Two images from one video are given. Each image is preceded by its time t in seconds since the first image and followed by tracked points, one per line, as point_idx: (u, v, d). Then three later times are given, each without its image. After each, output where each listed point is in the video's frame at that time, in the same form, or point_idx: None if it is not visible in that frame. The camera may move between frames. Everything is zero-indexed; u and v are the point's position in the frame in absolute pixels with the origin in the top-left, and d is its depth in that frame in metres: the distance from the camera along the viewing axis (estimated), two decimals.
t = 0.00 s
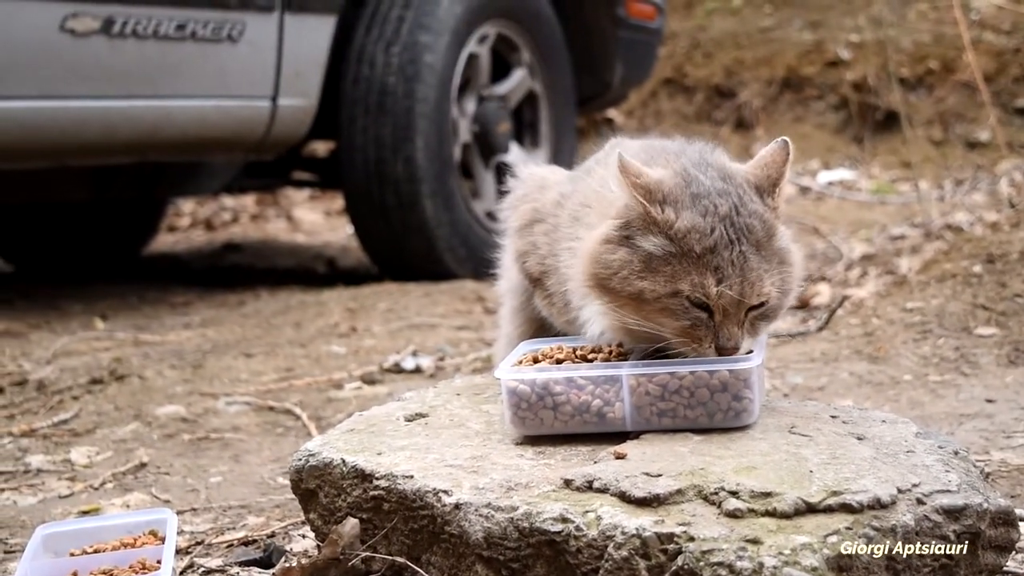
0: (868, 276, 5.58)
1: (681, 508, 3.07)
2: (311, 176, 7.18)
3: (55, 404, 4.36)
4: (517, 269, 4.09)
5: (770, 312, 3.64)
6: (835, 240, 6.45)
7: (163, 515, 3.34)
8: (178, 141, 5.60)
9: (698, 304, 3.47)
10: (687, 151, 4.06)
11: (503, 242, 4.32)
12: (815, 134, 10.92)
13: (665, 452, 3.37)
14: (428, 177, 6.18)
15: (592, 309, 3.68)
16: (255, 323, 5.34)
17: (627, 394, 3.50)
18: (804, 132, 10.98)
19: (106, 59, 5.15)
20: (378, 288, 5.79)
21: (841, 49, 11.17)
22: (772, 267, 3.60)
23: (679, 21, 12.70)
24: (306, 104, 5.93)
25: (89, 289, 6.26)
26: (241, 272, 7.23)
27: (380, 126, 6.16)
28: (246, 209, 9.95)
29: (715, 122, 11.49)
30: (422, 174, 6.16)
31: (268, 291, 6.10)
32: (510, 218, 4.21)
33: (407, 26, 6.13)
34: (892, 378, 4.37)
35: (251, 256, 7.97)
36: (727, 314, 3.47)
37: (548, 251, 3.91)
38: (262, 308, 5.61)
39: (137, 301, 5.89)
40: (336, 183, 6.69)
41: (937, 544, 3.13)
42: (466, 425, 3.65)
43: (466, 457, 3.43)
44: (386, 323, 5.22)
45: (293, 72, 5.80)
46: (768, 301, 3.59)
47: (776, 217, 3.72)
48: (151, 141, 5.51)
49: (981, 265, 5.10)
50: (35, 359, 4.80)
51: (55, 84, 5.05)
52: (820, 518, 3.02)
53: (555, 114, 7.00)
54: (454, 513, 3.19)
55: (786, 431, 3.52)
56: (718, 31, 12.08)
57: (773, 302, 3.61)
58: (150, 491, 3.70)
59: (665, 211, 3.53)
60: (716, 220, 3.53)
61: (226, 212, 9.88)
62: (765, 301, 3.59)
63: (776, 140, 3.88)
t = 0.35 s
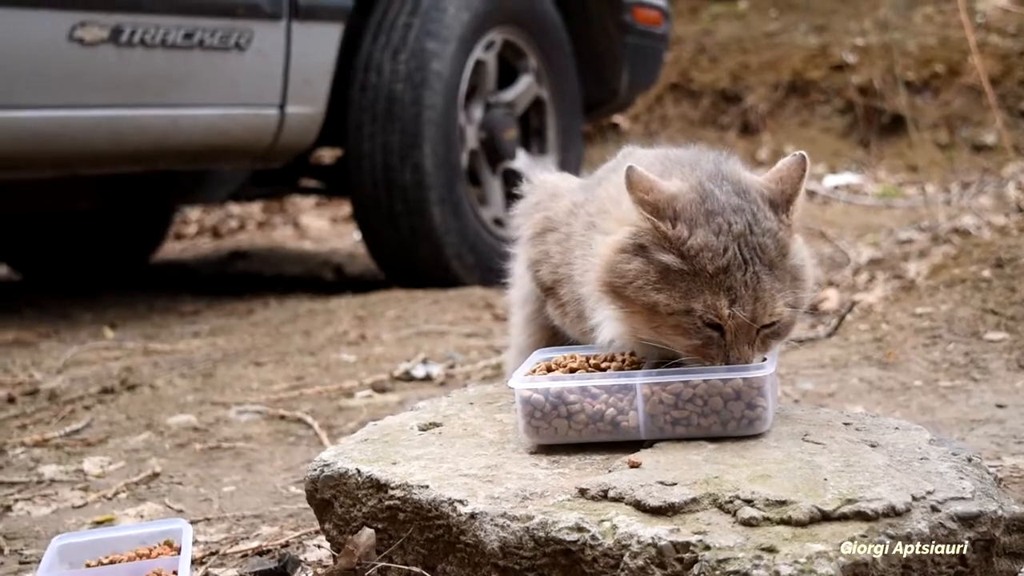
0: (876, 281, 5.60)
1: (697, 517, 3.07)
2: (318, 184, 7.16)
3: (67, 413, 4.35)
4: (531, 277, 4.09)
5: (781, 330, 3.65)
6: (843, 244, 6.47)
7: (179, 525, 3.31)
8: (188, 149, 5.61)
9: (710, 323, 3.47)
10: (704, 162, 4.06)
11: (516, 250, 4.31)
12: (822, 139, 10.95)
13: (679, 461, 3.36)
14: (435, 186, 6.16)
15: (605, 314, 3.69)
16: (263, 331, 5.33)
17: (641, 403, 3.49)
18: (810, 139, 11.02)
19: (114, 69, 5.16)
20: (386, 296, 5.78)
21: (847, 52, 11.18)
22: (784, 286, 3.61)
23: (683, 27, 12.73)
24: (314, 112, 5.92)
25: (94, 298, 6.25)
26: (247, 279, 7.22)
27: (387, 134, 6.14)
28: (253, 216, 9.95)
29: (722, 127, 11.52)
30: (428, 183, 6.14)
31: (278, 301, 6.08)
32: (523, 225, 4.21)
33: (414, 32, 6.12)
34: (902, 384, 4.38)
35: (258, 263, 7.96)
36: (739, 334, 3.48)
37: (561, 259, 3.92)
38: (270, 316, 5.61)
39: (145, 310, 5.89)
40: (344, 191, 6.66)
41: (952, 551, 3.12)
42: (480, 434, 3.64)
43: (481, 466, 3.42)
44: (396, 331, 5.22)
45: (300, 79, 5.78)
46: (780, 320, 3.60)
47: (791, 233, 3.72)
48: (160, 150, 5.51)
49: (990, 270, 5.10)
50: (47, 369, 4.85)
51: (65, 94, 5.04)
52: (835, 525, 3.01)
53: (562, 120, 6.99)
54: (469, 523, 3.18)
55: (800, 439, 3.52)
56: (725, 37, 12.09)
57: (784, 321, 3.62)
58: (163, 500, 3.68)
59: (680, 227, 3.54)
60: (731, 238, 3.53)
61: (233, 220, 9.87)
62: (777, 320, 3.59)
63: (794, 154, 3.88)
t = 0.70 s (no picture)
0: (887, 295, 5.62)
1: (717, 532, 3.03)
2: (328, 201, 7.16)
3: (80, 430, 4.33)
4: (549, 293, 4.09)
5: (795, 343, 3.60)
6: (853, 260, 6.47)
7: (195, 540, 3.27)
8: (201, 165, 5.61)
9: (719, 331, 3.45)
10: (715, 182, 4.07)
11: (534, 267, 4.31)
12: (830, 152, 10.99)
13: (698, 476, 3.32)
14: (446, 202, 6.15)
15: (619, 331, 3.69)
16: (273, 347, 5.31)
17: (658, 418, 3.47)
18: (818, 154, 11.02)
19: (126, 86, 5.16)
20: (397, 311, 5.76)
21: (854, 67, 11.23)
22: (796, 297, 3.57)
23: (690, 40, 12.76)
24: (326, 127, 5.91)
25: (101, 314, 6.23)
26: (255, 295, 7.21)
27: (397, 150, 6.13)
28: (261, 232, 9.94)
29: (729, 142, 11.56)
30: (440, 199, 6.13)
31: (289, 315, 6.05)
32: (541, 242, 4.21)
33: (425, 49, 6.13)
34: (917, 399, 4.38)
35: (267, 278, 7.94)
36: (750, 344, 3.44)
37: (578, 273, 3.92)
38: (280, 332, 5.58)
39: (156, 326, 5.86)
40: (354, 208, 6.64)
41: (971, 566, 3.08)
42: (497, 449, 3.63)
43: (499, 481, 3.38)
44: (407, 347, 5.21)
45: (312, 95, 5.78)
46: (793, 331, 3.56)
47: (801, 248, 3.70)
48: (172, 166, 5.51)
49: (1002, 285, 5.10)
50: (58, 386, 4.81)
51: (78, 111, 5.05)
52: (855, 540, 2.97)
53: (571, 137, 7.00)
54: (488, 538, 3.12)
55: (817, 454, 3.49)
56: (732, 52, 12.07)
57: (797, 333, 3.58)
58: (178, 516, 3.66)
59: (685, 238, 3.54)
60: (737, 248, 3.53)
61: (240, 235, 9.85)
62: (791, 331, 3.55)
63: (805, 173, 3.88)
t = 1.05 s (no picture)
0: (882, 301, 5.64)
1: (715, 535, 3.01)
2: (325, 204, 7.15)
3: (76, 431, 4.30)
4: (549, 296, 4.09)
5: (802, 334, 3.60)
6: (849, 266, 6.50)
7: (192, 541, 3.24)
8: (199, 167, 5.58)
9: (730, 320, 3.43)
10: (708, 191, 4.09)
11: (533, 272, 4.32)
12: (826, 159, 11.03)
13: (696, 480, 3.31)
14: (441, 204, 6.15)
15: (620, 338, 3.67)
16: (268, 349, 5.29)
17: (657, 421, 3.44)
18: (815, 160, 11.07)
19: (123, 88, 5.14)
20: (394, 315, 5.74)
21: (851, 75, 11.30)
22: (801, 288, 3.58)
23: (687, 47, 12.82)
24: (322, 130, 5.89)
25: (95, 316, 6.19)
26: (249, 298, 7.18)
27: (393, 152, 6.13)
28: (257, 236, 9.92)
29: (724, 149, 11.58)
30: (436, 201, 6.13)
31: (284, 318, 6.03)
32: (541, 246, 4.22)
33: (420, 50, 6.14)
34: (913, 405, 4.39)
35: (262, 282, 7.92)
36: (762, 328, 3.43)
37: (578, 276, 3.92)
38: (276, 335, 5.56)
39: (152, 328, 5.83)
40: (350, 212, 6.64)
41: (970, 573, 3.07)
42: (495, 452, 3.61)
43: (498, 484, 3.36)
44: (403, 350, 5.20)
45: (309, 97, 5.77)
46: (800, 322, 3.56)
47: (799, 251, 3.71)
48: (170, 168, 5.48)
49: (999, 292, 5.12)
50: (54, 387, 4.78)
51: (75, 112, 5.02)
52: (853, 545, 2.96)
53: (568, 142, 7.01)
54: (487, 541, 3.10)
55: (816, 458, 3.48)
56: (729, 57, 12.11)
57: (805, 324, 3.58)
58: (174, 517, 3.64)
59: (686, 236, 3.55)
60: (738, 243, 3.54)
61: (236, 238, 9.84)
62: (799, 322, 3.55)
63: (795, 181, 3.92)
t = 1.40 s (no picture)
0: (893, 305, 5.64)
1: (730, 540, 2.99)
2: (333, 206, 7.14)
3: (87, 434, 4.29)
4: (561, 299, 4.08)
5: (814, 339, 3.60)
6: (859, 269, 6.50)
7: (205, 545, 3.21)
8: (208, 171, 5.57)
9: (741, 329, 3.43)
10: (723, 190, 4.07)
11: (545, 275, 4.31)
12: (833, 161, 11.04)
13: (711, 484, 3.29)
14: (453, 209, 6.15)
15: (632, 339, 3.65)
16: (278, 353, 5.28)
17: (670, 425, 3.43)
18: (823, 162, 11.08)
19: (133, 91, 5.13)
20: (403, 318, 5.74)
21: (859, 76, 11.31)
22: (813, 295, 3.58)
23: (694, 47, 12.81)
24: (331, 133, 5.87)
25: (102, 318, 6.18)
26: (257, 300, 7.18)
27: (401, 155, 6.12)
28: (265, 238, 9.92)
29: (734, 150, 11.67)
30: (446, 207, 6.12)
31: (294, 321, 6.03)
32: (553, 249, 4.22)
33: (430, 55, 6.12)
34: (925, 409, 4.39)
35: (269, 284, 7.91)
36: (772, 339, 3.44)
37: (591, 279, 3.92)
38: (285, 338, 5.56)
39: (161, 331, 5.82)
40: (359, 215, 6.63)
41: None
42: (509, 456, 3.60)
43: (512, 488, 3.34)
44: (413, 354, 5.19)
45: (319, 100, 5.75)
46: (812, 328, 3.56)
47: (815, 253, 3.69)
48: (179, 171, 5.48)
49: (1010, 294, 5.11)
50: (65, 390, 4.76)
51: (85, 116, 5.01)
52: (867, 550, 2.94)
53: (577, 145, 7.00)
54: (501, 545, 3.08)
55: (830, 463, 3.47)
56: (738, 59, 12.11)
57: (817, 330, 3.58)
58: (187, 521, 3.63)
59: (701, 240, 3.53)
60: (754, 249, 3.52)
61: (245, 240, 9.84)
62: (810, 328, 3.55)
63: (814, 181, 3.90)
